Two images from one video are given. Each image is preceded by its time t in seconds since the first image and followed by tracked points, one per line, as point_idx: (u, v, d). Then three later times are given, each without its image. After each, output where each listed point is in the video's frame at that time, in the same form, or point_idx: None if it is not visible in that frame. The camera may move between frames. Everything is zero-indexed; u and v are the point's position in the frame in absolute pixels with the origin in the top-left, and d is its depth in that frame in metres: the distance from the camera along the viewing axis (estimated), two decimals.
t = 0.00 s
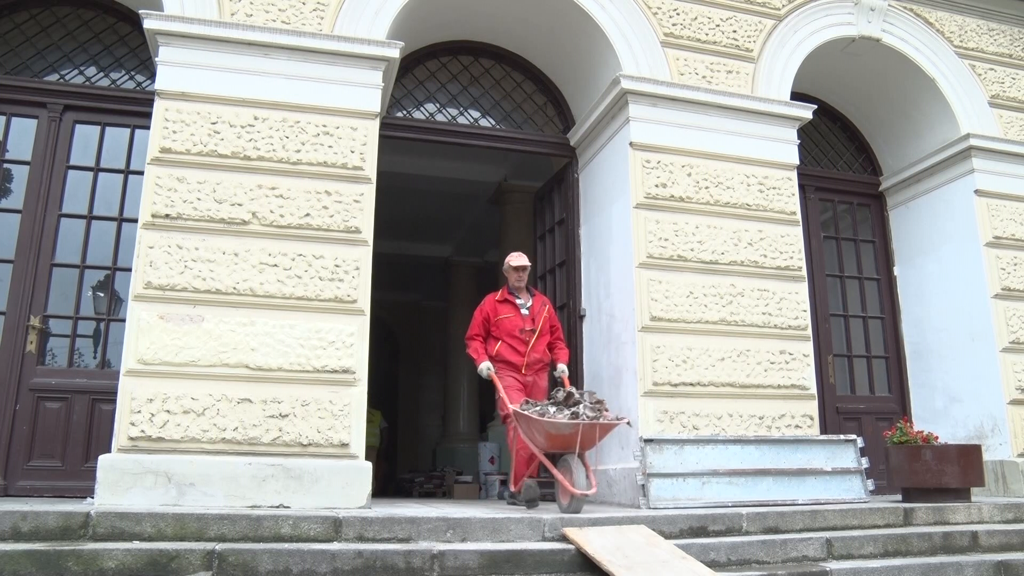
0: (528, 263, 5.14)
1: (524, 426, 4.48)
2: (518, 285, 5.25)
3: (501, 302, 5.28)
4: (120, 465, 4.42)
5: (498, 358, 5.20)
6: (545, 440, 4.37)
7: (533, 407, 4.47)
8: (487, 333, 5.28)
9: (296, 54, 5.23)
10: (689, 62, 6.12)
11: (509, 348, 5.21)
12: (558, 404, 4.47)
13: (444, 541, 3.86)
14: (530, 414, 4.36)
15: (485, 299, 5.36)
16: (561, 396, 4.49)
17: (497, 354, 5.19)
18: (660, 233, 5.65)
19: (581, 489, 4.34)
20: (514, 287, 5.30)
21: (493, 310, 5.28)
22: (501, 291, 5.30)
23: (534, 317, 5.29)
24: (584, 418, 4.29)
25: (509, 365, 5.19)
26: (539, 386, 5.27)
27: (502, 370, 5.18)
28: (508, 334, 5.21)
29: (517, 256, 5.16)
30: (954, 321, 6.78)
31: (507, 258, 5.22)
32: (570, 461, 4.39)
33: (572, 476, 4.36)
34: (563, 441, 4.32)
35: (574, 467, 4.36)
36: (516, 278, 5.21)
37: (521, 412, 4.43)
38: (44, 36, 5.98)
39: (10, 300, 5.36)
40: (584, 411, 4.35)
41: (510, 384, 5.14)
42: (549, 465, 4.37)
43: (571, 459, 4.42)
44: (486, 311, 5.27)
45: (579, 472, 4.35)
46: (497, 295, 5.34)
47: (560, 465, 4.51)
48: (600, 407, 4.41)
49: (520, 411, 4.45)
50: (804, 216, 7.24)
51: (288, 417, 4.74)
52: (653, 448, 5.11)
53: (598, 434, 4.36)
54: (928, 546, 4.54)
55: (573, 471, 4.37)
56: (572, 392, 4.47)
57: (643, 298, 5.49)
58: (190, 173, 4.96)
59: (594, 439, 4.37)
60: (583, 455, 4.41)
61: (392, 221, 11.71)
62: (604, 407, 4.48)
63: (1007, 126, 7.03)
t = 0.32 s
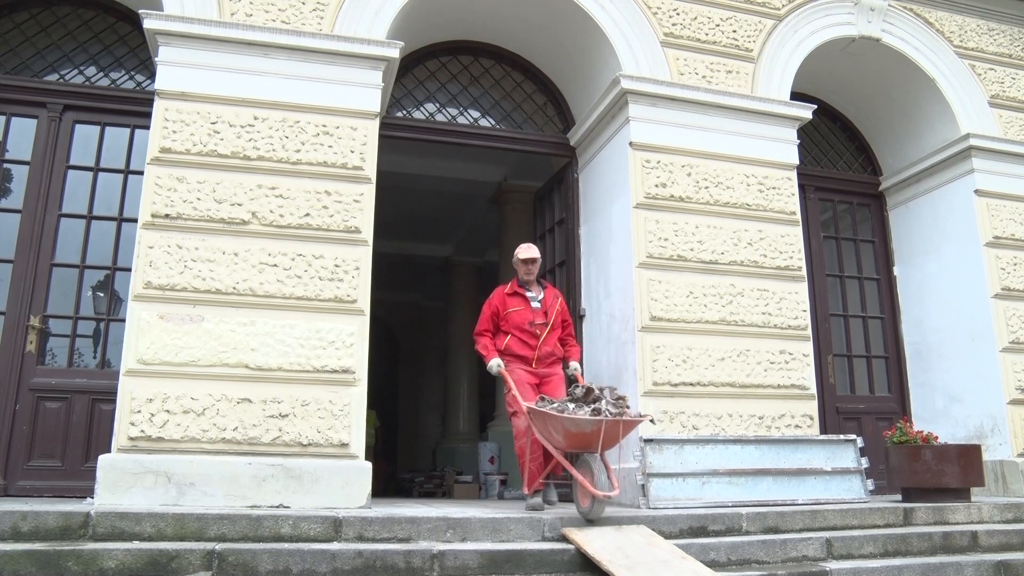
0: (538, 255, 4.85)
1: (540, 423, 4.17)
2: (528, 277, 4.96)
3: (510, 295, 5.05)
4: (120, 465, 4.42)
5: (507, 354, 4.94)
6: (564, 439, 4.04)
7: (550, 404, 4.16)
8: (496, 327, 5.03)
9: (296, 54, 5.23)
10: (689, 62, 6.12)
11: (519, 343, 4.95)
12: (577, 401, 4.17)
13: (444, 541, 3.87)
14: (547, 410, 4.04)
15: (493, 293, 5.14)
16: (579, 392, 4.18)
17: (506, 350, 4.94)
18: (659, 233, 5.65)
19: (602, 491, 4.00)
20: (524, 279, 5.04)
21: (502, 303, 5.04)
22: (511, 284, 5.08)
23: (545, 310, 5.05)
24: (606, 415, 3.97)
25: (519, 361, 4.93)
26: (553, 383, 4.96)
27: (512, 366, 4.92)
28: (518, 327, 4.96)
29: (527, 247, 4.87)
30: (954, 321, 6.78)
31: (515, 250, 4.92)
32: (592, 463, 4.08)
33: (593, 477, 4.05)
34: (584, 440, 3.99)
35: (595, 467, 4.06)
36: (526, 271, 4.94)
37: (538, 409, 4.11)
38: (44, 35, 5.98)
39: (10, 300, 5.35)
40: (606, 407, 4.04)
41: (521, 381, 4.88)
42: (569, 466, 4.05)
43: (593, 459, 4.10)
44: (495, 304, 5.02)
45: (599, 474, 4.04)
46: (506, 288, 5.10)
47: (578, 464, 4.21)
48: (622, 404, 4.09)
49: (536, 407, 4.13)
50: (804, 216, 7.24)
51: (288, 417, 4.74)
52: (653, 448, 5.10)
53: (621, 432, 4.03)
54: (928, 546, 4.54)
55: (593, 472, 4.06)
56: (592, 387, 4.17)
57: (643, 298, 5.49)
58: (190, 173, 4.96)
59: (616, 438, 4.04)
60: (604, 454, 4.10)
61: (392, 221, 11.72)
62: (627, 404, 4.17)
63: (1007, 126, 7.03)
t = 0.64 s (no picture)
0: (559, 246, 4.69)
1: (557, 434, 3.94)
2: (547, 270, 4.78)
3: (528, 287, 4.80)
4: (120, 465, 4.42)
5: (524, 350, 4.70)
6: (583, 455, 3.80)
7: (569, 415, 3.93)
8: (512, 321, 4.79)
9: (296, 54, 5.23)
10: (689, 62, 6.12)
11: (536, 339, 4.70)
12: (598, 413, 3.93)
13: (444, 541, 3.87)
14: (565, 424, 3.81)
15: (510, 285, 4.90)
16: (600, 403, 3.94)
17: (522, 345, 4.70)
18: (660, 232, 5.65)
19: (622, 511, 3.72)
20: (543, 271, 4.82)
21: (519, 295, 4.80)
22: (529, 275, 4.82)
23: (564, 304, 4.79)
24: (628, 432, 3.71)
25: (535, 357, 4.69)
26: (570, 382, 4.72)
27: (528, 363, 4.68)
28: (535, 321, 4.72)
29: (548, 238, 4.70)
30: (954, 320, 6.78)
31: (536, 241, 4.76)
32: (611, 480, 3.80)
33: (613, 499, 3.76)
34: (605, 456, 3.74)
35: (615, 486, 3.77)
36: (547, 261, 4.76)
37: (556, 420, 3.88)
38: (44, 35, 5.98)
39: (10, 300, 5.35)
40: (628, 422, 3.77)
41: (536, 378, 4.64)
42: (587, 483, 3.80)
43: (613, 475, 3.82)
44: (512, 297, 4.78)
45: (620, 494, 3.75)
46: (524, 280, 4.86)
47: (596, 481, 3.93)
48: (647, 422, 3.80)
49: (555, 419, 3.91)
50: (804, 216, 7.24)
51: (288, 417, 4.74)
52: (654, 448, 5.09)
53: (643, 450, 3.77)
54: (928, 546, 4.54)
55: (613, 491, 3.78)
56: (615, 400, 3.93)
57: (643, 298, 5.49)
58: (189, 173, 4.96)
59: (638, 456, 3.78)
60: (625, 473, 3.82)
61: (392, 221, 11.72)
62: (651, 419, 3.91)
63: (1007, 126, 7.03)
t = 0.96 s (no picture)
0: (582, 241, 4.52)
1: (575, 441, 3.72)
2: (568, 264, 4.61)
3: (550, 280, 4.67)
4: (119, 465, 4.41)
5: (543, 344, 4.58)
6: (602, 464, 3.56)
7: (591, 420, 3.71)
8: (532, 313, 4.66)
9: (295, 54, 5.23)
10: (689, 62, 6.13)
11: (556, 332, 4.57)
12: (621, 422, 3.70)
13: (444, 541, 3.87)
14: (584, 431, 3.57)
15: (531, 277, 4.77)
16: (624, 411, 3.72)
17: (541, 339, 4.58)
18: (659, 233, 5.65)
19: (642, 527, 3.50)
20: (564, 265, 4.67)
21: (541, 288, 4.67)
22: (550, 268, 4.70)
23: (586, 298, 4.65)
24: (652, 443, 3.45)
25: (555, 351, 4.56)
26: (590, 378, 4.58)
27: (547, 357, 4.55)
28: (556, 315, 4.58)
29: (571, 232, 4.54)
30: (953, 321, 6.79)
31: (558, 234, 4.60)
32: (633, 495, 3.57)
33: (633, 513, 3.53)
34: (625, 468, 3.50)
35: (636, 500, 3.55)
36: (569, 255, 4.59)
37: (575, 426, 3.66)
38: (44, 35, 5.98)
39: (10, 299, 5.35)
40: (653, 434, 3.52)
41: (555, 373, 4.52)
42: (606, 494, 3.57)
43: (634, 490, 3.59)
44: (532, 289, 4.65)
45: (640, 508, 3.52)
46: (545, 273, 4.74)
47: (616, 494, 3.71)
48: (673, 435, 3.56)
49: (574, 424, 3.69)
50: (803, 216, 7.24)
51: (287, 417, 4.74)
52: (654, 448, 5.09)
53: (667, 464, 3.51)
54: (927, 545, 4.54)
55: (633, 505, 3.56)
56: (640, 409, 3.70)
57: (643, 298, 5.49)
58: (189, 173, 4.96)
59: (661, 470, 3.53)
60: (646, 487, 3.58)
61: (391, 221, 11.72)
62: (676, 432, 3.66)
63: (1007, 126, 7.03)
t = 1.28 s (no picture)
0: (594, 235, 4.34)
1: (592, 450, 3.53)
2: (579, 261, 4.44)
3: (562, 278, 4.50)
4: (119, 465, 4.42)
5: (557, 345, 4.38)
6: (623, 477, 3.39)
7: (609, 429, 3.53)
8: (544, 314, 4.48)
9: (295, 54, 5.23)
10: (689, 61, 6.12)
11: (570, 332, 4.38)
12: (642, 430, 3.54)
13: (444, 541, 3.87)
14: (604, 441, 3.40)
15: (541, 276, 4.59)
16: (645, 419, 3.56)
17: (555, 340, 4.38)
18: (659, 232, 5.65)
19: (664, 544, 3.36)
20: (575, 262, 4.50)
21: (552, 287, 4.49)
22: (561, 265, 4.52)
23: (600, 296, 4.49)
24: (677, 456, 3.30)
25: (570, 353, 4.37)
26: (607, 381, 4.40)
27: (561, 359, 4.36)
28: (569, 314, 4.40)
29: (583, 227, 4.38)
30: (953, 320, 6.79)
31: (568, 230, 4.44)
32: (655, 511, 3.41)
33: (654, 527, 3.40)
34: (648, 481, 3.34)
35: (656, 513, 3.41)
36: (580, 252, 4.41)
37: (593, 435, 3.47)
38: (44, 35, 5.98)
39: (10, 300, 5.35)
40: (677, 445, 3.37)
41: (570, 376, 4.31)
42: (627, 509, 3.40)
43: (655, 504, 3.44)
44: (543, 287, 4.49)
45: (662, 522, 3.39)
46: (556, 270, 4.56)
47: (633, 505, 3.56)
48: (697, 446, 3.42)
49: (593, 433, 3.51)
50: (804, 216, 7.24)
51: (287, 416, 4.74)
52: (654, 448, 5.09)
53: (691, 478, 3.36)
54: (927, 545, 4.54)
55: (654, 519, 3.41)
56: (663, 418, 3.54)
57: (643, 298, 5.49)
58: (189, 172, 4.96)
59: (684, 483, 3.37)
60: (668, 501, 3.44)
61: (392, 221, 11.72)
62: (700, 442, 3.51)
63: (1007, 126, 7.03)
